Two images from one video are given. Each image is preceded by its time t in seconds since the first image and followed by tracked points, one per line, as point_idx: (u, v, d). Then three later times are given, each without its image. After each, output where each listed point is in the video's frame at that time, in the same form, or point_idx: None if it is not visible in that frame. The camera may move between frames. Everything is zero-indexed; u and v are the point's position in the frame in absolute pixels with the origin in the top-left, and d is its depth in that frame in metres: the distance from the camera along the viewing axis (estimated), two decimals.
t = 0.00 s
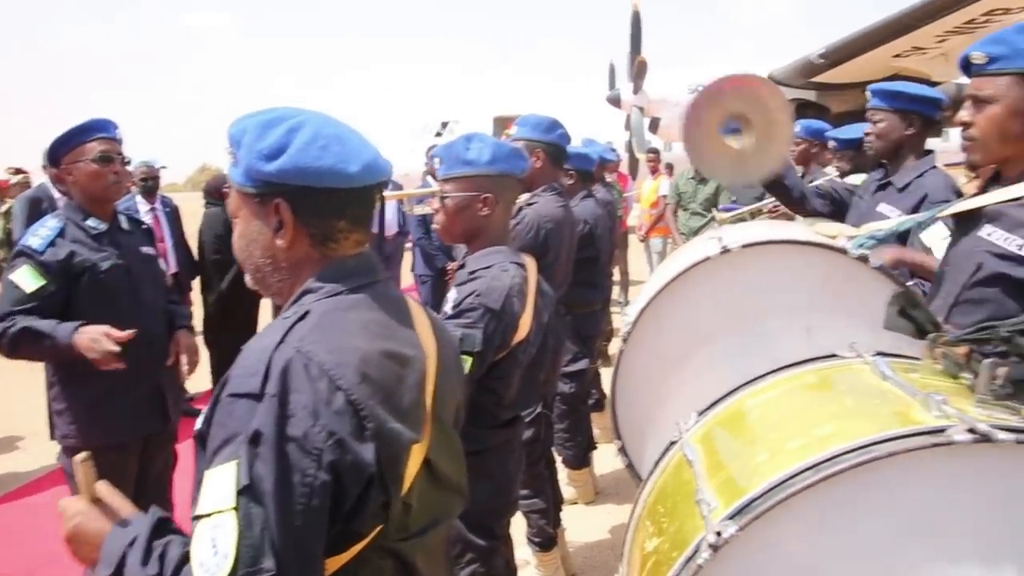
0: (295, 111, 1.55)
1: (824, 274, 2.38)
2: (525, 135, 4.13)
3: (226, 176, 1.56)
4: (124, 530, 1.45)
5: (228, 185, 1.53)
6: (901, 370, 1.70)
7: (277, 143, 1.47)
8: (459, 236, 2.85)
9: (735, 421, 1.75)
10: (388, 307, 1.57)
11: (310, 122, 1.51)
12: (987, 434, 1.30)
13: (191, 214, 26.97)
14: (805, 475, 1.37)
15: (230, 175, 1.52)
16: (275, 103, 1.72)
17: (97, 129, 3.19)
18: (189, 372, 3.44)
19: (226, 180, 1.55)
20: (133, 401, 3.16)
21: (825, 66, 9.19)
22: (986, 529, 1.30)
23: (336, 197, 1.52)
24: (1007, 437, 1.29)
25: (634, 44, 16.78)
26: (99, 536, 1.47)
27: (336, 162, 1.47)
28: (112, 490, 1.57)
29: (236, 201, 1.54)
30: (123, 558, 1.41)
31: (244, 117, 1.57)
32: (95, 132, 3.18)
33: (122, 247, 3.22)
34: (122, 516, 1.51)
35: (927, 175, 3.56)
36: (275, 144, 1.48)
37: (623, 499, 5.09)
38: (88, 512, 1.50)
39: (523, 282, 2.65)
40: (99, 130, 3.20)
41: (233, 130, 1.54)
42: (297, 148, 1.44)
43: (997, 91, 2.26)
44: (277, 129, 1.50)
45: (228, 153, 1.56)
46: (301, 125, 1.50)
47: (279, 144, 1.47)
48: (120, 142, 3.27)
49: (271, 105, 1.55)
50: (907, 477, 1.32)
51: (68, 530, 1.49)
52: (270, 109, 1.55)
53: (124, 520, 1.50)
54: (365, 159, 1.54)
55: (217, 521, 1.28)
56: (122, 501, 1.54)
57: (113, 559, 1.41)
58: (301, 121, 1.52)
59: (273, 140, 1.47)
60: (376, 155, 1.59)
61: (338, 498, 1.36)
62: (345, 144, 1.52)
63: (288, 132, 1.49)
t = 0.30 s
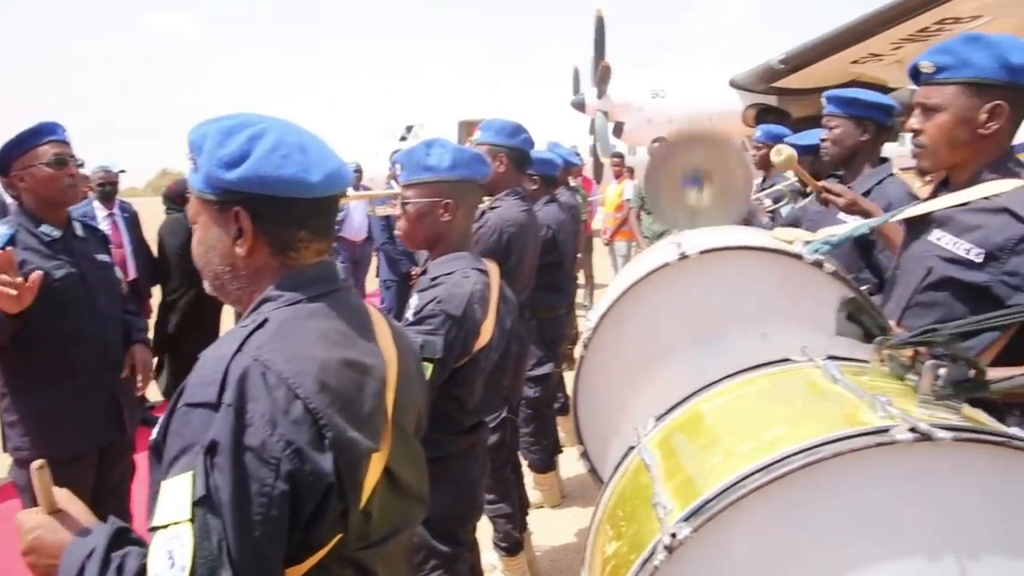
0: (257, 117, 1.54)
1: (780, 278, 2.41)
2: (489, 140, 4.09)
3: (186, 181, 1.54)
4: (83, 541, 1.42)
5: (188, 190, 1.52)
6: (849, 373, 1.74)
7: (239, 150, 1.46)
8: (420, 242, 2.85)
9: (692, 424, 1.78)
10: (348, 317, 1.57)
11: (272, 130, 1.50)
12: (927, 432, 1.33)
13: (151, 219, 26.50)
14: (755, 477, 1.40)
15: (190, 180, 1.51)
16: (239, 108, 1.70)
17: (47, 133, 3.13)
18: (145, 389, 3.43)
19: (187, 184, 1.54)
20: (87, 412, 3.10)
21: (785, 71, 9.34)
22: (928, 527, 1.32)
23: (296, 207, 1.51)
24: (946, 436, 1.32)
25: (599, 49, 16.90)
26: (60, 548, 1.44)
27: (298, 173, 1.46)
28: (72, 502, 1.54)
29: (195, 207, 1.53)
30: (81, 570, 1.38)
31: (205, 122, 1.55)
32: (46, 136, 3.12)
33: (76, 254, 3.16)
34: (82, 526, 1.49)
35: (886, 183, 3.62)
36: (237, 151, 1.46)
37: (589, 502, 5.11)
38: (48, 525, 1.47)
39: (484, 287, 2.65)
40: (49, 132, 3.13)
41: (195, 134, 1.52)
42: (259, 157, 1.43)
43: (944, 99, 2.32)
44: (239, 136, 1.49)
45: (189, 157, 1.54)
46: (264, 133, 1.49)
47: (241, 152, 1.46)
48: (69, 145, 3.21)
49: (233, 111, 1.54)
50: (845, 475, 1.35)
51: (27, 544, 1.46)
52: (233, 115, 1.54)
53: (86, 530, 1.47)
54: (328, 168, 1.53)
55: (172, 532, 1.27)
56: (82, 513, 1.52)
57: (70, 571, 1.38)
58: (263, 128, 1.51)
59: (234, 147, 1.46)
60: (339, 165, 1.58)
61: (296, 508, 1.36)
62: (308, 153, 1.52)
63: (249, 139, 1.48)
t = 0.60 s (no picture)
0: (225, 116, 1.53)
1: (741, 273, 2.43)
2: (450, 138, 4.10)
3: (149, 177, 1.52)
4: (30, 544, 1.40)
5: (151, 187, 1.50)
6: (803, 362, 1.79)
7: (206, 150, 1.45)
8: (382, 241, 2.84)
9: (651, 414, 1.80)
10: (312, 319, 1.56)
11: (241, 130, 1.49)
12: (881, 421, 1.35)
13: (109, 221, 25.97)
14: (707, 470, 1.42)
15: (153, 177, 1.49)
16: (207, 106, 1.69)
17: None
18: (102, 395, 3.38)
19: (150, 181, 1.52)
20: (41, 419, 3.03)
21: (746, 71, 9.48)
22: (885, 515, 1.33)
23: (263, 209, 1.50)
24: (899, 424, 1.35)
25: (563, 47, 16.94)
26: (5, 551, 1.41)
27: (266, 176, 1.45)
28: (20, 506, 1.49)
29: (158, 204, 1.51)
30: None
31: (171, 117, 1.54)
32: None
33: (25, 257, 3.09)
34: (29, 529, 1.44)
35: (835, 180, 3.71)
36: (203, 150, 1.45)
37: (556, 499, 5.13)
38: None
39: (447, 285, 2.66)
40: None
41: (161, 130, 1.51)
42: (227, 158, 1.42)
43: (896, 98, 2.37)
44: (206, 135, 1.47)
45: (153, 153, 1.52)
46: (232, 134, 1.47)
47: (208, 151, 1.45)
48: (13, 144, 3.16)
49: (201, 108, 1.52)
50: (801, 466, 1.37)
51: None
52: (201, 112, 1.52)
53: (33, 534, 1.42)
54: (298, 172, 1.53)
55: (125, 540, 1.26)
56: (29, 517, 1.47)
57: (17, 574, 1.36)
58: (231, 128, 1.49)
59: (201, 147, 1.45)
60: (309, 168, 1.57)
61: (255, 516, 1.36)
62: (277, 156, 1.51)
63: (216, 139, 1.47)
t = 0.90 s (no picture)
0: (191, 111, 1.51)
1: (708, 270, 2.46)
2: (420, 135, 4.09)
3: (113, 174, 1.50)
4: None
5: (116, 184, 1.48)
6: (769, 357, 1.80)
7: (172, 147, 1.43)
8: (351, 238, 2.83)
9: (618, 407, 1.81)
10: (278, 316, 1.55)
11: (208, 127, 1.48)
12: (845, 415, 1.35)
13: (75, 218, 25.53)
14: (671, 464, 1.42)
15: (118, 173, 1.47)
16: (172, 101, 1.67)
17: None
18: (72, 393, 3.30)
19: (114, 178, 1.50)
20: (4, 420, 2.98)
21: (718, 70, 9.57)
22: (852, 510, 1.33)
23: (231, 206, 1.49)
24: (863, 418, 1.34)
25: (535, 44, 16.97)
26: None
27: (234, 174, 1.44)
28: None
29: (123, 201, 1.49)
30: None
31: (135, 112, 1.51)
32: None
33: None
34: None
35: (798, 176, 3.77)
36: (169, 147, 1.43)
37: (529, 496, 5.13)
38: None
39: (416, 281, 2.66)
40: None
41: (126, 125, 1.49)
42: (193, 156, 1.41)
43: (863, 97, 2.41)
44: (173, 131, 1.46)
45: (117, 149, 1.50)
46: (199, 131, 1.46)
47: (174, 148, 1.43)
48: None
49: (165, 103, 1.50)
50: (769, 459, 1.37)
51: None
52: (166, 108, 1.51)
53: None
54: (266, 169, 1.52)
55: (92, 543, 1.24)
56: None
57: None
58: (197, 125, 1.48)
59: (167, 143, 1.43)
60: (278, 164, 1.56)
61: (225, 515, 1.35)
62: (245, 153, 1.50)
63: (183, 135, 1.45)
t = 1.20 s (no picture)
0: (149, 108, 1.50)
1: (673, 267, 2.47)
2: (392, 134, 4.09)
3: (71, 171, 1.49)
4: None
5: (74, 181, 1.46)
6: (734, 359, 1.81)
7: (129, 143, 1.42)
8: (322, 237, 2.81)
9: (585, 408, 1.81)
10: (241, 314, 1.54)
11: (166, 123, 1.47)
12: (803, 422, 1.26)
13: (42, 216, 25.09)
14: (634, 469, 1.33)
15: (75, 170, 1.46)
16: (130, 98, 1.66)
17: None
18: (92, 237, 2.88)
19: (72, 175, 1.49)
20: None
21: (691, 70, 9.65)
22: (808, 516, 1.26)
23: (190, 203, 1.48)
24: (820, 424, 1.25)
25: (511, 44, 16.98)
26: None
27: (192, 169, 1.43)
28: None
29: (81, 198, 1.47)
30: None
31: (92, 109, 1.50)
32: None
33: None
34: None
35: (770, 175, 3.81)
36: (126, 143, 1.42)
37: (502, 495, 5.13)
38: None
39: (387, 279, 2.66)
40: None
41: (82, 122, 1.47)
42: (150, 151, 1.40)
43: (830, 97, 2.44)
44: (130, 128, 1.45)
45: (74, 146, 1.49)
46: (156, 126, 1.45)
47: (131, 144, 1.42)
48: None
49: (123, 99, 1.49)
50: (729, 463, 1.28)
51: None
52: (124, 104, 1.50)
53: None
54: (225, 165, 1.51)
55: (46, 542, 1.23)
56: None
57: None
58: (155, 121, 1.47)
59: (124, 139, 1.42)
60: (238, 160, 1.56)
61: (185, 513, 1.34)
62: (204, 149, 1.49)
63: (140, 131, 1.44)
